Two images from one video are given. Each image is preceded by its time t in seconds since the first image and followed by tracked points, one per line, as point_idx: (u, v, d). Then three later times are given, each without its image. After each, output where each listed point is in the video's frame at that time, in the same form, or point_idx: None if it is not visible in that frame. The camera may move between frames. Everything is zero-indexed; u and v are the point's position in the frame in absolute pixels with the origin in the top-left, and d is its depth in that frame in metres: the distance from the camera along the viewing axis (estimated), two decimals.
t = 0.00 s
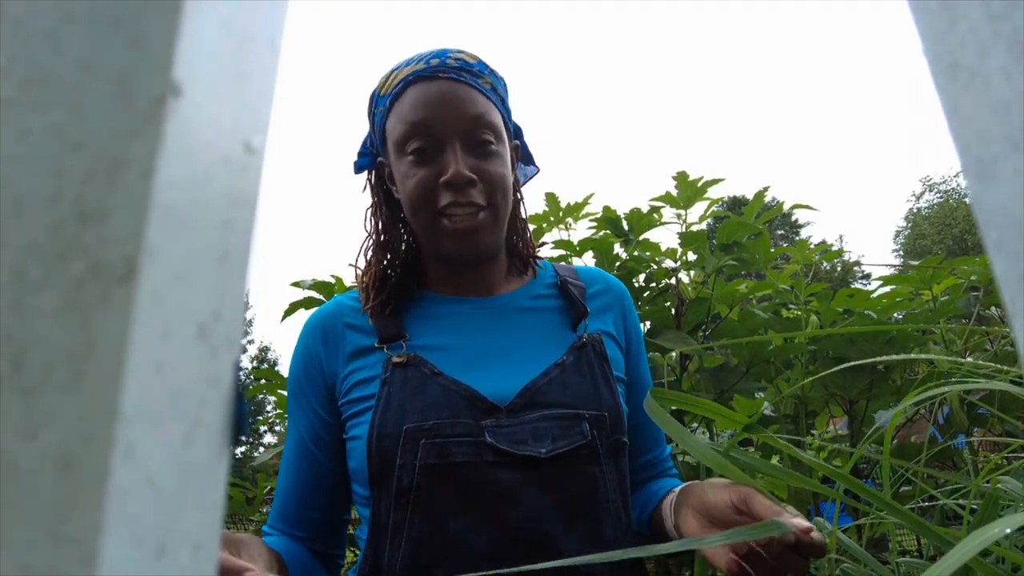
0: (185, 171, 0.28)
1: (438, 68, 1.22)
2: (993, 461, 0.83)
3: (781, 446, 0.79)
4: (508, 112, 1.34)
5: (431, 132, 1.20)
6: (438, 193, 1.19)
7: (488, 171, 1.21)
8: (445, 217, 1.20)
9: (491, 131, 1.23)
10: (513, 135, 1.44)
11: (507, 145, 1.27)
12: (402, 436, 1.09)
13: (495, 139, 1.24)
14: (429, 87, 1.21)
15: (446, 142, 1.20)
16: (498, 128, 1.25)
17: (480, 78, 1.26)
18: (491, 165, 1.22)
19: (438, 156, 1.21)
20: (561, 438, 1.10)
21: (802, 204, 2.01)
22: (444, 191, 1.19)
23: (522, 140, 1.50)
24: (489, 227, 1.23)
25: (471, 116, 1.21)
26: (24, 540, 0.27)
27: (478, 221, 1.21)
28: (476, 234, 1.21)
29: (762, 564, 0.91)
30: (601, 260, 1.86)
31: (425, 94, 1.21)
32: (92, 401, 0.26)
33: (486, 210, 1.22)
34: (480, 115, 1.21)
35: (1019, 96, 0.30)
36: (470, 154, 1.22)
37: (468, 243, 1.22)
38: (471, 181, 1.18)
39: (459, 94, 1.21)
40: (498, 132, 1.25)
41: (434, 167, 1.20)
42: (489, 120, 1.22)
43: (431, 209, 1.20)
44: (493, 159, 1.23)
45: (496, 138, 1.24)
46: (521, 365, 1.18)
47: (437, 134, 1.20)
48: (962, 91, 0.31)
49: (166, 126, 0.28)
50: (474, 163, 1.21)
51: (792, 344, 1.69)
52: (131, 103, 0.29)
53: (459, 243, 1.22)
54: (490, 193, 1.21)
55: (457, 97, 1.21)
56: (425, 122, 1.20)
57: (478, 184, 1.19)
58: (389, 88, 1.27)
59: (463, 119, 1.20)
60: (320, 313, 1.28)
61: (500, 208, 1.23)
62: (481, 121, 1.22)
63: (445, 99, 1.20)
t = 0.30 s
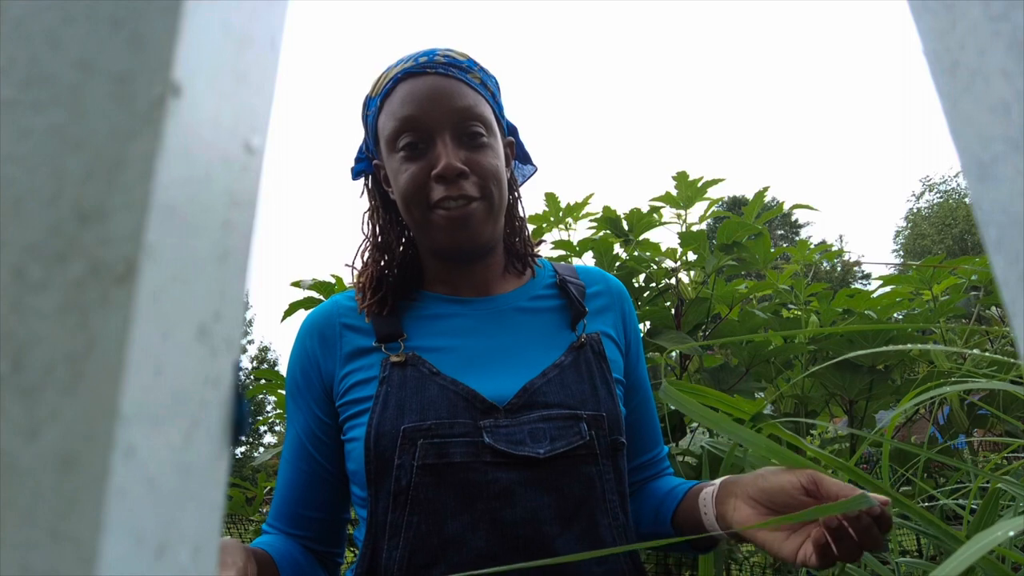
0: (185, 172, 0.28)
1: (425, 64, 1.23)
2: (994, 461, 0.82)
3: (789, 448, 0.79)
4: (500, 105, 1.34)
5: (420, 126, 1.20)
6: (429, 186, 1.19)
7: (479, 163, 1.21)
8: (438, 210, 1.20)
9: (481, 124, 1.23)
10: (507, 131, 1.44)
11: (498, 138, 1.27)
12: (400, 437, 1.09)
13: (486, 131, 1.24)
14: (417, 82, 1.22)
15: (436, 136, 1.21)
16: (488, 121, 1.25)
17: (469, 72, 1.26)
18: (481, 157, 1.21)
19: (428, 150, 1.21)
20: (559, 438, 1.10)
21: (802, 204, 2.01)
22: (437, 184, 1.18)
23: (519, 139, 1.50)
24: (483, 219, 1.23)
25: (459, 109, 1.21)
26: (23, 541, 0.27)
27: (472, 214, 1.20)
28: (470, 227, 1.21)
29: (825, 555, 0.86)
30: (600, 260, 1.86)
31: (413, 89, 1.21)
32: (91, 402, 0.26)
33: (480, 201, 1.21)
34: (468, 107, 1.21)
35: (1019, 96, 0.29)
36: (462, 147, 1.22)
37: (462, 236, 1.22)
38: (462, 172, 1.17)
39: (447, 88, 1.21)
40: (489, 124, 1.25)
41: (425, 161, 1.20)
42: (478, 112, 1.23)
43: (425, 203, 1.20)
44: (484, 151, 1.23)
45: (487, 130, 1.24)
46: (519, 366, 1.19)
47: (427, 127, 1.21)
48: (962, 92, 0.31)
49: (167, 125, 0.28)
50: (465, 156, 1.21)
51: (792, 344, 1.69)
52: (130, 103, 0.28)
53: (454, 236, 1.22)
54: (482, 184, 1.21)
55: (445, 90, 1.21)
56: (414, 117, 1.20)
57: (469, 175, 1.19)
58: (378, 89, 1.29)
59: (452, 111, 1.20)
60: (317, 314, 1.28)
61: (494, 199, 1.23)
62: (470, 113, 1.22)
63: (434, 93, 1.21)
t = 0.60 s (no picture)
0: (184, 173, 0.28)
1: (420, 54, 1.23)
2: (994, 461, 0.82)
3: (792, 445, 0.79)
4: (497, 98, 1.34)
5: (417, 118, 1.20)
6: (427, 179, 1.18)
7: (477, 155, 1.20)
8: (437, 203, 1.19)
9: (478, 115, 1.23)
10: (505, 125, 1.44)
11: (497, 130, 1.26)
12: (395, 436, 1.09)
13: (483, 121, 1.23)
14: (413, 74, 1.22)
15: (434, 127, 1.20)
16: (486, 113, 1.24)
17: (465, 63, 1.26)
18: (479, 148, 1.21)
19: (426, 141, 1.20)
20: (554, 441, 1.10)
21: (802, 204, 2.01)
22: (434, 176, 1.17)
23: (517, 134, 1.50)
24: (483, 212, 1.21)
25: (456, 100, 1.20)
26: (23, 541, 0.27)
27: (471, 206, 1.19)
28: (469, 219, 1.20)
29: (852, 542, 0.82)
30: (600, 260, 1.86)
31: (409, 80, 1.21)
32: (90, 402, 0.26)
33: (479, 194, 1.20)
34: (464, 97, 1.21)
35: (1020, 96, 0.29)
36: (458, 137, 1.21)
37: (462, 229, 1.21)
38: (460, 163, 1.17)
39: (443, 78, 1.21)
40: (486, 116, 1.24)
41: (423, 153, 1.19)
42: (474, 102, 1.22)
43: (422, 195, 1.19)
44: (482, 142, 1.22)
45: (485, 121, 1.23)
46: (516, 367, 1.19)
47: (424, 119, 1.20)
48: (962, 92, 0.31)
49: (166, 126, 0.28)
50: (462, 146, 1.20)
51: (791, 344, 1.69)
52: (130, 103, 0.28)
53: (454, 230, 1.21)
54: (481, 176, 1.20)
55: (440, 81, 1.21)
56: (410, 109, 1.20)
57: (468, 167, 1.18)
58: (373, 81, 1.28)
59: (448, 102, 1.20)
60: (312, 313, 1.27)
61: (493, 191, 1.22)
62: (467, 104, 1.21)
63: (429, 84, 1.21)
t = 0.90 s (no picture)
0: (185, 173, 0.28)
1: (407, 49, 1.22)
2: (994, 461, 0.82)
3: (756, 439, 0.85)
4: (483, 92, 1.34)
5: (404, 115, 1.20)
6: (415, 177, 1.18)
7: (466, 153, 1.20)
8: (425, 202, 1.19)
9: (467, 112, 1.23)
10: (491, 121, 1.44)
11: (484, 127, 1.27)
12: (386, 438, 1.08)
13: (471, 117, 1.23)
14: (399, 69, 1.21)
15: (422, 125, 1.20)
16: (474, 110, 1.24)
17: (453, 59, 1.26)
18: (468, 146, 1.21)
19: (413, 139, 1.20)
20: (548, 441, 1.10)
21: (803, 204, 2.01)
22: (423, 175, 1.17)
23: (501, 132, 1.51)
24: (471, 211, 1.22)
25: (445, 97, 1.20)
26: (24, 541, 0.27)
27: (460, 205, 1.19)
28: (457, 217, 1.20)
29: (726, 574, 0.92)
30: (601, 260, 1.86)
31: (396, 76, 1.21)
32: (91, 402, 0.26)
33: (467, 193, 1.20)
34: (453, 95, 1.21)
35: (1019, 96, 0.29)
36: (446, 133, 1.21)
37: (450, 228, 1.21)
38: (449, 162, 1.17)
39: (430, 73, 1.21)
40: (475, 113, 1.24)
41: (411, 151, 1.19)
42: (463, 100, 1.22)
43: (409, 194, 1.19)
44: (470, 139, 1.22)
45: (473, 118, 1.23)
46: (506, 367, 1.19)
47: (412, 116, 1.20)
48: (962, 92, 0.31)
49: (167, 127, 0.28)
50: (449, 143, 1.20)
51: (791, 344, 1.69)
52: (130, 103, 0.28)
53: (441, 229, 1.21)
54: (470, 175, 1.20)
55: (429, 78, 1.20)
56: (398, 105, 1.19)
57: (457, 166, 1.18)
58: (358, 75, 1.28)
59: (437, 100, 1.20)
60: (297, 312, 1.26)
61: (482, 190, 1.22)
62: (455, 101, 1.21)
63: (416, 79, 1.20)
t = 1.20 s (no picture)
0: (185, 172, 0.28)
1: (394, 46, 1.23)
2: (994, 461, 0.82)
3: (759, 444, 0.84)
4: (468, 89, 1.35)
5: (396, 108, 1.19)
6: (409, 170, 1.17)
7: (459, 145, 1.21)
8: (420, 195, 1.18)
9: (457, 106, 1.23)
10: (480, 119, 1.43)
11: (472, 121, 1.28)
12: (380, 437, 1.06)
13: (460, 110, 1.24)
14: (388, 65, 1.21)
15: (414, 119, 1.20)
16: (462, 104, 1.25)
17: (438, 55, 1.27)
18: (460, 139, 1.22)
19: (406, 133, 1.20)
20: (546, 443, 1.12)
21: (803, 204, 2.01)
22: (418, 167, 1.17)
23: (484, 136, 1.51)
24: (466, 204, 1.22)
25: (436, 91, 1.21)
26: (24, 541, 0.27)
27: (456, 197, 1.19)
28: (454, 210, 1.19)
29: None
30: (600, 260, 1.86)
31: (386, 72, 1.20)
32: (90, 402, 0.26)
33: (461, 185, 1.20)
34: (443, 88, 1.21)
35: (1019, 95, 0.30)
36: (437, 128, 1.21)
37: (445, 221, 1.20)
38: (444, 153, 1.17)
39: (419, 68, 1.21)
40: (463, 108, 1.25)
41: (404, 144, 1.18)
42: (453, 93, 1.23)
43: (404, 188, 1.18)
44: (461, 132, 1.23)
45: (462, 111, 1.24)
46: (501, 369, 1.19)
47: (404, 110, 1.19)
48: (962, 92, 0.31)
49: (167, 127, 0.28)
50: (442, 137, 1.20)
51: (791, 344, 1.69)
52: (130, 102, 0.28)
53: (436, 223, 1.19)
54: (464, 167, 1.21)
55: (419, 72, 1.21)
56: (389, 100, 1.19)
57: (450, 157, 1.18)
58: (346, 74, 1.27)
59: (428, 93, 1.20)
60: (287, 302, 1.21)
61: (475, 182, 1.23)
62: (446, 95, 1.22)
63: (406, 74, 1.20)
